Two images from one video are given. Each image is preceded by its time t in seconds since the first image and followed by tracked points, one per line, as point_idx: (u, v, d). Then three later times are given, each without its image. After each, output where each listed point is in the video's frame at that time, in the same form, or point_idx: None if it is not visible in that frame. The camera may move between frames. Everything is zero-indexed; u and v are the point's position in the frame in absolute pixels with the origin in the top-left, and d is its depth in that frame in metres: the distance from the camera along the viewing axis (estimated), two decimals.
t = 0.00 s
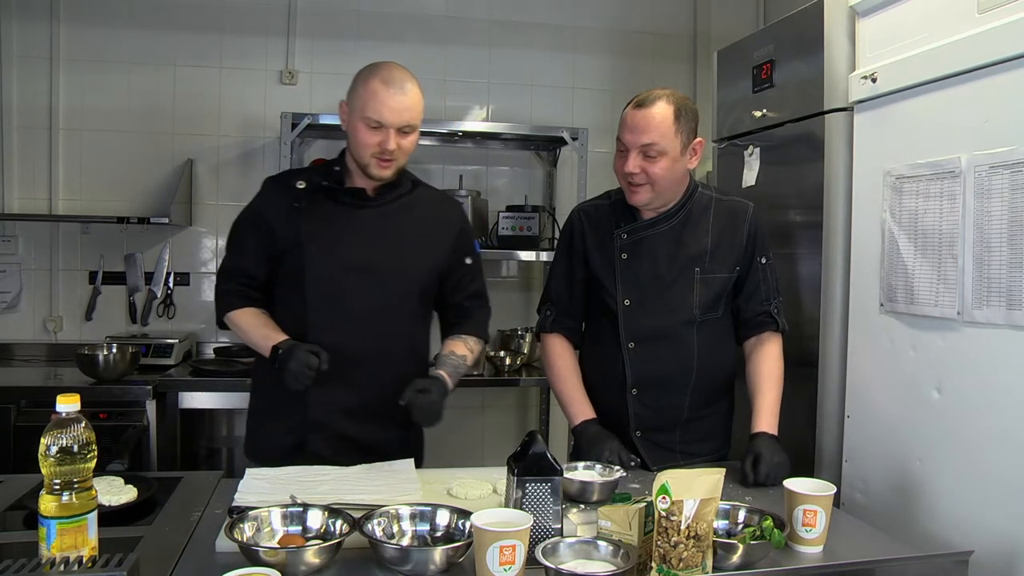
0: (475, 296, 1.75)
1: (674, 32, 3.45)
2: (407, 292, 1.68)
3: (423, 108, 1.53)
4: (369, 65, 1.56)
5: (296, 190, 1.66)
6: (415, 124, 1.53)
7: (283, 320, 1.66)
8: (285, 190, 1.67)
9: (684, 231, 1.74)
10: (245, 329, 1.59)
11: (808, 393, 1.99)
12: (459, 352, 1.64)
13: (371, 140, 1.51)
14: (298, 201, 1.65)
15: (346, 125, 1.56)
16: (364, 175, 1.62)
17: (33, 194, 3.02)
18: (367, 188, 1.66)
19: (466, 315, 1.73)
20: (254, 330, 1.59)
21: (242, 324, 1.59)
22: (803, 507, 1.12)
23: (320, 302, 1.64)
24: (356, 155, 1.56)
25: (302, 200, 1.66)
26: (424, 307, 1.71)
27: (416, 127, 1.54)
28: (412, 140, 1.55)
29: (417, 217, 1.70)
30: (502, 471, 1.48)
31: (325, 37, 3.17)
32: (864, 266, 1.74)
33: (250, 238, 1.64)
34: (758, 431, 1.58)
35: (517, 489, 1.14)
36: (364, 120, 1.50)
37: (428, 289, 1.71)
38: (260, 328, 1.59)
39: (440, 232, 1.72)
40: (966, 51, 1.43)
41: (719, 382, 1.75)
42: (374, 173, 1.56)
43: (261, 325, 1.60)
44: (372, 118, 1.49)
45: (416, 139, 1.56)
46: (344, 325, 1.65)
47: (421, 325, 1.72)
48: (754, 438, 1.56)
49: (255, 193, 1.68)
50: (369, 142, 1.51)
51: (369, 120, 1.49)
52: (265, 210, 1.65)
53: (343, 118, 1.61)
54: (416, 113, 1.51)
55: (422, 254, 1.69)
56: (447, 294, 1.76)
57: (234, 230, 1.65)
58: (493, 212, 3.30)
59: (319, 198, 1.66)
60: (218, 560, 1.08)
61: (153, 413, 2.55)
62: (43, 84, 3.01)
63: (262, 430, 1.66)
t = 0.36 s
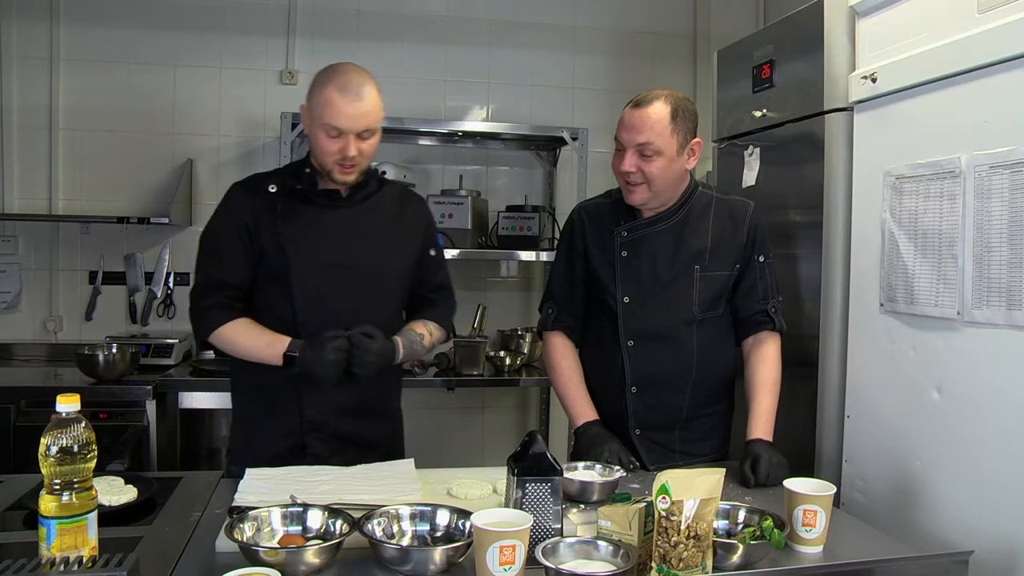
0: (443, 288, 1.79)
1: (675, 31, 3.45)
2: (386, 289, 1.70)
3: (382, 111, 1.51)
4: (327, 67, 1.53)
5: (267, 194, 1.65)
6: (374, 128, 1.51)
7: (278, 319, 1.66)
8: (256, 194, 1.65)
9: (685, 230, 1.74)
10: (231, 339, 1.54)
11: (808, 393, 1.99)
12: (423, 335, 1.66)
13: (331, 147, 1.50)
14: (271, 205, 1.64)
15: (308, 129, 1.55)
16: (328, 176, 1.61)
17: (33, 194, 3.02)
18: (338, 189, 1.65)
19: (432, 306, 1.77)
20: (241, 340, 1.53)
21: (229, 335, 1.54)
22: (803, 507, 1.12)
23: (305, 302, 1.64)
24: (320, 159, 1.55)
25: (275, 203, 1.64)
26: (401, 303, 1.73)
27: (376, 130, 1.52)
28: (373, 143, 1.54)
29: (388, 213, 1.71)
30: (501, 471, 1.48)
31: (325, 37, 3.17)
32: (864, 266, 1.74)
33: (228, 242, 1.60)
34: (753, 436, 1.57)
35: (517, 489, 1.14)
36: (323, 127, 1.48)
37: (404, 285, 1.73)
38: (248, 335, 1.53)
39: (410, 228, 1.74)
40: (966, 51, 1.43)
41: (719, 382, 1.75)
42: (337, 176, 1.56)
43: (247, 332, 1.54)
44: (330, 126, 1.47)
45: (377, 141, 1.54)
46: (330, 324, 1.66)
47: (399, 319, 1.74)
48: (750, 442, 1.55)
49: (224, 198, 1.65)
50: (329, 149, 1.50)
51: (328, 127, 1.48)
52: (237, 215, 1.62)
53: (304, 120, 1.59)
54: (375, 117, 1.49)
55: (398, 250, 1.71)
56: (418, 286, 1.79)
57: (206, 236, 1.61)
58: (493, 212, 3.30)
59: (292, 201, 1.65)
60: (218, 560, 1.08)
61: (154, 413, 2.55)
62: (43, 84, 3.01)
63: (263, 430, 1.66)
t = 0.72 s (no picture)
0: (423, 277, 1.82)
1: (675, 31, 3.45)
2: (375, 285, 1.71)
3: (346, 119, 1.50)
4: (291, 72, 1.50)
5: (248, 201, 1.64)
6: (339, 137, 1.51)
7: (279, 320, 1.66)
8: (237, 201, 1.63)
9: (685, 229, 1.74)
10: (232, 350, 1.53)
11: (808, 393, 1.99)
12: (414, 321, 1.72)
13: (296, 157, 1.50)
14: (254, 212, 1.63)
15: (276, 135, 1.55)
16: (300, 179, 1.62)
17: (33, 194, 3.02)
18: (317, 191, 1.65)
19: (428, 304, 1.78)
20: (242, 348, 1.52)
21: (229, 347, 1.53)
22: (803, 507, 1.12)
23: (298, 302, 1.65)
24: (289, 165, 1.56)
25: (258, 210, 1.63)
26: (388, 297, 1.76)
27: (342, 137, 1.52)
28: (340, 149, 1.54)
29: (367, 209, 1.72)
30: (501, 471, 1.48)
31: (325, 38, 3.17)
32: (864, 265, 1.74)
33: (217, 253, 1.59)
34: (753, 438, 1.57)
35: (517, 489, 1.14)
36: (287, 139, 1.49)
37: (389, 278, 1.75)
38: (247, 342, 1.53)
39: (390, 223, 1.76)
40: (966, 51, 1.43)
41: (720, 382, 1.75)
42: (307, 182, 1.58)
43: (246, 339, 1.53)
44: (294, 139, 1.47)
45: (344, 147, 1.54)
46: (324, 323, 1.67)
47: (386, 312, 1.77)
48: (749, 445, 1.55)
49: (203, 208, 1.63)
50: (295, 159, 1.51)
51: (291, 140, 1.48)
52: (220, 224, 1.60)
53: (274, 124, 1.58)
54: (338, 127, 1.49)
55: (383, 246, 1.73)
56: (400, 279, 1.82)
57: (190, 247, 1.59)
58: (494, 212, 3.30)
59: (274, 207, 1.64)
60: (218, 560, 1.08)
61: (154, 413, 2.55)
62: (43, 84, 3.01)
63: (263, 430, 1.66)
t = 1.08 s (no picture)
0: (419, 274, 1.86)
1: (675, 31, 3.45)
2: (373, 283, 1.72)
3: (334, 118, 1.50)
4: (277, 75, 1.51)
5: (243, 205, 1.63)
6: (327, 137, 1.51)
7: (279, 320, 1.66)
8: (232, 205, 1.63)
9: (686, 229, 1.74)
10: (233, 353, 1.53)
11: (808, 393, 1.99)
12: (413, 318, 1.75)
13: (285, 159, 1.51)
14: (249, 215, 1.63)
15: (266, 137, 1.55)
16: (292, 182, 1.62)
17: (33, 194, 3.02)
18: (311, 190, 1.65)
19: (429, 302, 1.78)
20: (244, 351, 1.53)
21: (231, 352, 1.53)
22: (803, 507, 1.12)
23: (297, 302, 1.65)
24: (281, 166, 1.57)
25: (253, 213, 1.63)
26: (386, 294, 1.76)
27: (331, 138, 1.52)
28: (329, 150, 1.54)
29: (363, 207, 1.73)
30: (501, 471, 1.48)
31: (325, 38, 3.17)
32: (864, 265, 1.74)
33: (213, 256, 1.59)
34: (753, 441, 1.57)
35: (517, 490, 1.14)
36: (276, 140, 1.49)
37: (387, 275, 1.75)
38: (249, 344, 1.53)
39: (386, 219, 1.77)
40: (965, 51, 1.43)
41: (720, 383, 1.75)
42: (299, 184, 1.57)
43: (247, 342, 1.54)
44: (282, 140, 1.47)
45: (333, 147, 1.54)
46: (324, 322, 1.66)
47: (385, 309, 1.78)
48: (750, 447, 1.55)
49: (198, 214, 1.63)
50: (284, 161, 1.51)
51: (279, 141, 1.48)
52: (217, 229, 1.60)
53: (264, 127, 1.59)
54: (326, 127, 1.49)
55: (381, 243, 1.74)
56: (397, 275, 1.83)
57: (187, 253, 1.59)
58: (494, 212, 3.30)
59: (269, 209, 1.64)
60: (218, 560, 1.08)
61: (154, 413, 2.55)
62: (43, 84, 3.01)
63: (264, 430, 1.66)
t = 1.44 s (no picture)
0: (438, 277, 1.75)
1: (675, 31, 3.45)
2: (377, 286, 1.69)
3: (333, 117, 1.49)
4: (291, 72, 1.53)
5: (253, 203, 1.65)
6: (327, 135, 1.50)
7: (281, 320, 1.66)
8: (242, 202, 1.65)
9: (685, 229, 1.74)
10: (230, 344, 1.55)
11: (808, 393, 1.99)
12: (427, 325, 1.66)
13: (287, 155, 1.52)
14: (258, 213, 1.64)
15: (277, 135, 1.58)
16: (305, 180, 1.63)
17: (33, 194, 3.02)
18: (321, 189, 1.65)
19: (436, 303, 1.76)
20: (242, 344, 1.55)
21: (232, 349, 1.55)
22: (803, 507, 1.12)
23: (296, 301, 1.64)
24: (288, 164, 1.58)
25: (261, 209, 1.64)
26: (394, 298, 1.72)
27: (331, 136, 1.51)
28: (329, 149, 1.53)
29: (375, 208, 1.71)
30: (501, 471, 1.48)
31: (325, 38, 3.17)
32: (864, 265, 1.74)
33: (220, 253, 1.61)
34: (753, 441, 1.57)
35: (517, 489, 1.14)
36: (278, 136, 1.51)
37: (395, 278, 1.71)
38: (247, 337, 1.55)
39: (399, 222, 1.72)
40: (966, 51, 1.43)
41: (720, 383, 1.75)
42: (303, 181, 1.58)
43: (246, 335, 1.56)
44: (281, 136, 1.49)
45: (335, 146, 1.53)
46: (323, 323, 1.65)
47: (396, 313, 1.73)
48: (750, 448, 1.55)
49: (212, 209, 1.66)
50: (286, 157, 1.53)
51: (280, 136, 1.50)
52: (225, 226, 1.63)
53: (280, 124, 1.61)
54: (325, 125, 1.49)
55: (390, 247, 1.70)
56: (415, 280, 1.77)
57: (199, 249, 1.62)
58: (494, 212, 3.30)
59: (277, 206, 1.65)
60: (218, 560, 1.08)
61: (154, 413, 2.55)
62: (42, 84, 3.01)
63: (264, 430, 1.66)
